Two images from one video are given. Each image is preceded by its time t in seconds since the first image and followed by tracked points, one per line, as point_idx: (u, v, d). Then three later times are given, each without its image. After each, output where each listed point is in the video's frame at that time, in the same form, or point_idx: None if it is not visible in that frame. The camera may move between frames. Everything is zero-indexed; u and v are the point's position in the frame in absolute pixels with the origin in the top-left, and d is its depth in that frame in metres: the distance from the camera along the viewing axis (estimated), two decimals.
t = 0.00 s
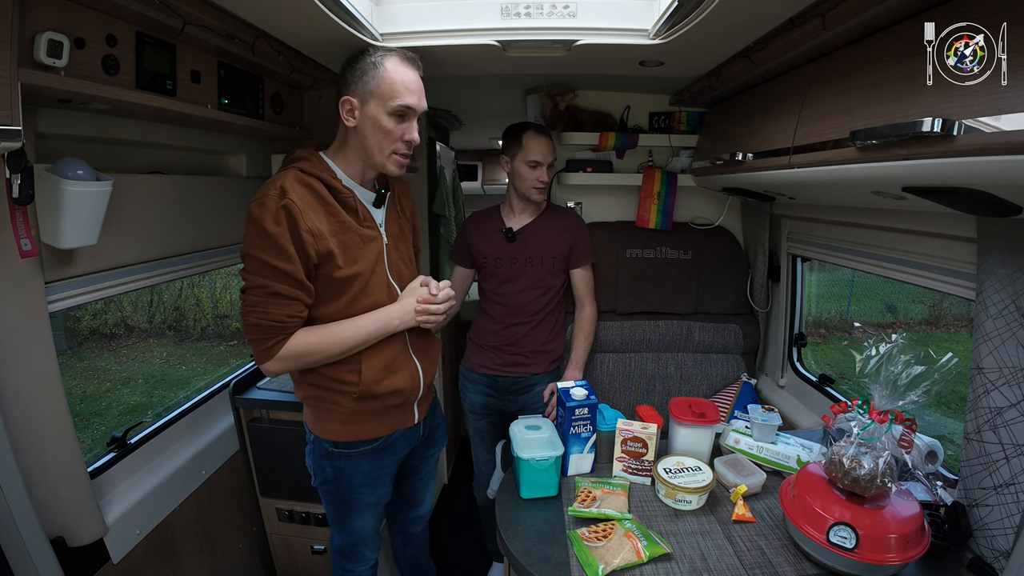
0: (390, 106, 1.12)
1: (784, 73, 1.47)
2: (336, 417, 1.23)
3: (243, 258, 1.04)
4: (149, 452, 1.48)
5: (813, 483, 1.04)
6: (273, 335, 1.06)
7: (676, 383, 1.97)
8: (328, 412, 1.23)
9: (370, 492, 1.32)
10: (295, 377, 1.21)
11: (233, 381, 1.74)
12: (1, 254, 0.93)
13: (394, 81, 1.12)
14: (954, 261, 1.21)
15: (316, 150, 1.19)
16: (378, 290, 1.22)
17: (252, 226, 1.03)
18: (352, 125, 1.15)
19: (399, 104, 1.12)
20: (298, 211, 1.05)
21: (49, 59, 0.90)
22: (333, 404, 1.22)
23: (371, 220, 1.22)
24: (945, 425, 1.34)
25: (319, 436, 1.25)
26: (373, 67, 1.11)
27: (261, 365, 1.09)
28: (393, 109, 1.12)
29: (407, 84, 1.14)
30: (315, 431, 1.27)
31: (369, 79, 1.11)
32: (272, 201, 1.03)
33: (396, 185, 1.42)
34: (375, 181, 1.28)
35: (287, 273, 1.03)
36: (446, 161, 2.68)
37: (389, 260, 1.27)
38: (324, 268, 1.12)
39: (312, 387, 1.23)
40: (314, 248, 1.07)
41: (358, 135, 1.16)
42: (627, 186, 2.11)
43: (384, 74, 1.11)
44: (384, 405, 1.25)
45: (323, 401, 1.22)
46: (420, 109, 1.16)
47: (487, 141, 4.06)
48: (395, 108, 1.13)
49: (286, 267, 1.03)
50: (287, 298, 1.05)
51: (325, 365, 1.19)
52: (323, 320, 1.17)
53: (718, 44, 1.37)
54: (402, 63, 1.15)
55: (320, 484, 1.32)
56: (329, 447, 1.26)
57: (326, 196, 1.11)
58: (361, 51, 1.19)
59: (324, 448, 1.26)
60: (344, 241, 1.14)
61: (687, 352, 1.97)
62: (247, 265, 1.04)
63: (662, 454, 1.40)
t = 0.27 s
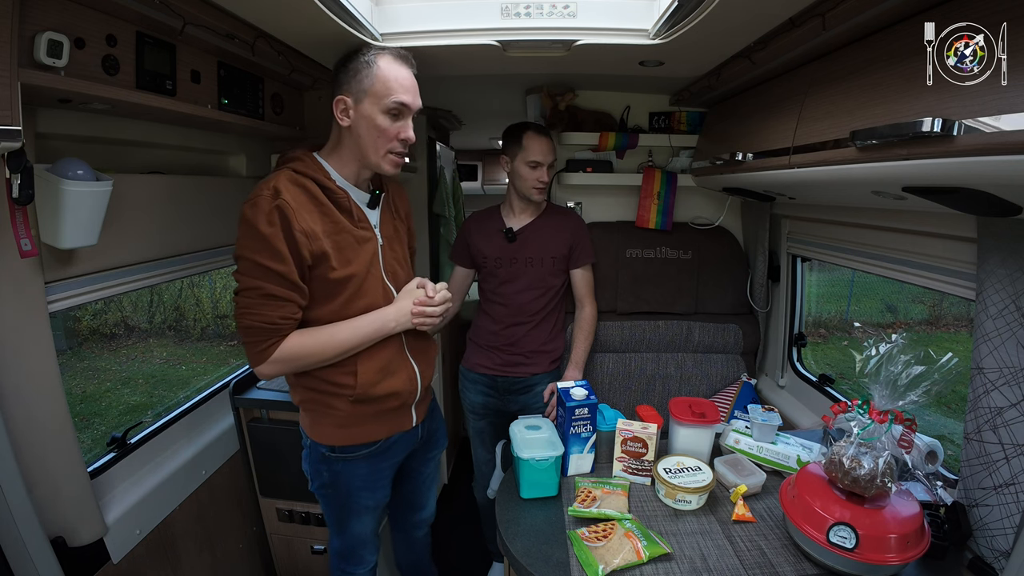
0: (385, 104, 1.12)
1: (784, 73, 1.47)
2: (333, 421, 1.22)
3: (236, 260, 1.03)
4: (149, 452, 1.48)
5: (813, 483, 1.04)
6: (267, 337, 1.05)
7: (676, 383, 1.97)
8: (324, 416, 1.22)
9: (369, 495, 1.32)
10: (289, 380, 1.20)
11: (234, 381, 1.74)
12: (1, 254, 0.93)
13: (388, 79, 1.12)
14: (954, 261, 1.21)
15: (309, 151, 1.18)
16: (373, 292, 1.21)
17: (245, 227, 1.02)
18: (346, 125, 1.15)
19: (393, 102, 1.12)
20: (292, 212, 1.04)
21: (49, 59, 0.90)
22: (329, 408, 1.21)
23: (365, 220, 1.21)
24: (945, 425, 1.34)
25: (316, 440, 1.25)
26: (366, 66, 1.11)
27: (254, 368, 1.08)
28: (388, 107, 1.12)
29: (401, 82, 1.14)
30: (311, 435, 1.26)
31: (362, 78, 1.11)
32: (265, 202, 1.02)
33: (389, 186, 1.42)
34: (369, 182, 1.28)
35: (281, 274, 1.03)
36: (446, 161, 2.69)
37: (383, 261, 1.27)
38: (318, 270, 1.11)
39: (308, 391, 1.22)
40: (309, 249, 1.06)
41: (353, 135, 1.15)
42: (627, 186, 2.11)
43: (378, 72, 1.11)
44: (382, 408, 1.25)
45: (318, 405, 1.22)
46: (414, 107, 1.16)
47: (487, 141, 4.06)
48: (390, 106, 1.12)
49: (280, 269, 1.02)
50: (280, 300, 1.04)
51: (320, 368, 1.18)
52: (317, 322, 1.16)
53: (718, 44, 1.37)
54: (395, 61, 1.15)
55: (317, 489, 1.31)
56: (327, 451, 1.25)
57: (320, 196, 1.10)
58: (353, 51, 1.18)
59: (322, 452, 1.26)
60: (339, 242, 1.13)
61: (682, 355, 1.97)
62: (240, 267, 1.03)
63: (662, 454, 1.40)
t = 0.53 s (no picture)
0: (380, 103, 1.12)
1: (784, 73, 1.47)
2: (330, 425, 1.21)
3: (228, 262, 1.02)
4: (149, 452, 1.48)
5: (813, 483, 1.04)
6: (259, 340, 1.04)
7: (676, 383, 1.97)
8: (321, 420, 1.21)
9: (368, 499, 1.32)
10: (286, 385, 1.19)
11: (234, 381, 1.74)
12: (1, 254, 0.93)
13: (383, 77, 1.12)
14: (954, 261, 1.21)
15: (303, 153, 1.18)
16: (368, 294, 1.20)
17: (237, 229, 1.01)
18: (341, 124, 1.14)
19: (388, 100, 1.12)
20: (285, 214, 1.03)
21: (49, 59, 0.90)
22: (326, 413, 1.21)
23: (359, 222, 1.21)
24: (945, 425, 1.34)
25: (314, 445, 1.24)
26: (361, 65, 1.11)
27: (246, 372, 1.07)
28: (383, 105, 1.12)
29: (396, 80, 1.14)
30: (308, 439, 1.25)
31: (357, 76, 1.11)
32: (258, 204, 1.01)
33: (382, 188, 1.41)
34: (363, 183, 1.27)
35: (273, 277, 1.01)
36: (446, 160, 2.69)
37: (378, 262, 1.26)
38: (313, 272, 1.10)
39: (304, 395, 1.21)
40: (302, 251, 1.05)
41: (348, 134, 1.15)
42: (627, 186, 2.11)
43: (373, 70, 1.11)
44: (380, 411, 1.25)
45: (315, 410, 1.21)
46: (410, 105, 1.16)
47: (487, 141, 4.06)
48: (385, 104, 1.12)
49: (271, 271, 1.01)
50: (272, 302, 1.03)
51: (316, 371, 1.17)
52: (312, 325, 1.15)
53: (718, 44, 1.37)
54: (389, 61, 1.15)
55: (316, 494, 1.31)
56: (325, 456, 1.25)
57: (313, 198, 1.10)
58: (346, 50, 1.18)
59: (319, 457, 1.26)
60: (333, 243, 1.12)
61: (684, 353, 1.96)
62: (232, 270, 1.02)
63: (662, 454, 1.40)
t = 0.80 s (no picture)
0: (389, 106, 1.12)
1: (784, 72, 1.47)
2: (330, 429, 1.21)
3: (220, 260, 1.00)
4: (149, 452, 1.48)
5: (813, 483, 1.04)
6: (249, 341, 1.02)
7: (676, 383, 1.97)
8: (321, 424, 1.21)
9: (370, 502, 1.32)
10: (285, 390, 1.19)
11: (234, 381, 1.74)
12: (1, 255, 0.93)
13: (392, 81, 1.12)
14: (954, 261, 1.21)
15: (299, 153, 1.16)
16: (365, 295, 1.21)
17: (232, 227, 0.99)
18: (348, 125, 1.12)
19: (398, 104, 1.12)
20: (285, 214, 1.02)
21: (49, 59, 0.90)
22: (327, 416, 1.20)
23: (357, 223, 1.22)
24: (945, 425, 1.34)
25: (313, 450, 1.23)
26: (371, 67, 1.10)
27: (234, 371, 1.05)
28: (393, 108, 1.12)
29: (404, 84, 1.14)
30: (307, 445, 1.24)
31: (368, 78, 1.10)
32: (258, 203, 0.99)
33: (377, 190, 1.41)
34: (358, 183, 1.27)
35: (267, 277, 1.00)
36: (446, 160, 2.69)
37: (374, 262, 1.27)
38: (312, 273, 1.10)
39: (303, 400, 1.20)
40: (303, 252, 1.04)
41: (354, 135, 1.13)
42: (627, 186, 2.11)
43: (382, 73, 1.11)
44: (380, 413, 1.25)
45: (315, 413, 1.20)
46: (416, 108, 1.17)
47: (487, 142, 4.07)
48: (394, 108, 1.13)
49: (264, 271, 0.99)
50: (264, 302, 1.01)
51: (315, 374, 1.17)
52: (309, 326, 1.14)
53: (718, 44, 1.37)
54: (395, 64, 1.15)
55: (316, 499, 1.30)
56: (325, 460, 1.25)
57: (314, 199, 1.09)
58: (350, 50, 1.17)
59: (319, 462, 1.25)
60: (332, 244, 1.12)
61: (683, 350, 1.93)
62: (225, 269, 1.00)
63: (662, 454, 1.40)
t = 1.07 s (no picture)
0: (403, 121, 1.11)
1: (784, 72, 1.47)
2: (325, 434, 1.20)
3: (234, 261, 0.97)
4: (149, 452, 1.48)
5: (813, 483, 1.04)
6: (264, 347, 1.00)
7: (676, 384, 1.97)
8: (316, 429, 1.20)
9: (366, 505, 1.32)
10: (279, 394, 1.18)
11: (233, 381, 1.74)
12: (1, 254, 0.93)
13: (410, 98, 1.11)
14: (954, 261, 1.21)
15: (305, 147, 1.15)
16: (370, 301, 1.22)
17: (251, 228, 0.97)
18: (359, 133, 1.11)
19: (412, 120, 1.12)
20: (306, 218, 1.02)
21: (49, 59, 0.90)
22: (323, 421, 1.20)
23: (363, 230, 1.22)
24: (945, 425, 1.34)
25: (308, 454, 1.22)
26: (391, 81, 1.10)
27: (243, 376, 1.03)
28: (406, 124, 1.12)
29: (421, 102, 1.14)
30: (300, 449, 1.23)
31: (385, 92, 1.09)
32: (281, 206, 0.98)
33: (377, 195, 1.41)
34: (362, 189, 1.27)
35: (288, 282, 0.98)
36: (446, 160, 2.69)
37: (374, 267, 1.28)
38: (325, 278, 1.09)
39: (297, 405, 1.19)
40: (320, 257, 1.04)
41: (364, 143, 1.13)
42: (627, 186, 2.11)
43: (402, 89, 1.10)
44: (374, 417, 1.25)
45: (311, 418, 1.20)
46: (430, 126, 1.16)
47: (487, 141, 4.07)
48: (407, 124, 1.12)
49: (288, 277, 0.98)
50: (282, 309, 1.00)
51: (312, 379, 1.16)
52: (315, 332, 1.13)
53: (718, 43, 1.37)
54: (417, 81, 1.15)
55: (311, 505, 1.29)
56: (321, 466, 1.23)
57: (329, 204, 1.09)
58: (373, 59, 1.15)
59: (315, 468, 1.23)
60: (343, 250, 1.13)
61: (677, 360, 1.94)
62: (237, 270, 0.98)
63: (662, 454, 1.40)
